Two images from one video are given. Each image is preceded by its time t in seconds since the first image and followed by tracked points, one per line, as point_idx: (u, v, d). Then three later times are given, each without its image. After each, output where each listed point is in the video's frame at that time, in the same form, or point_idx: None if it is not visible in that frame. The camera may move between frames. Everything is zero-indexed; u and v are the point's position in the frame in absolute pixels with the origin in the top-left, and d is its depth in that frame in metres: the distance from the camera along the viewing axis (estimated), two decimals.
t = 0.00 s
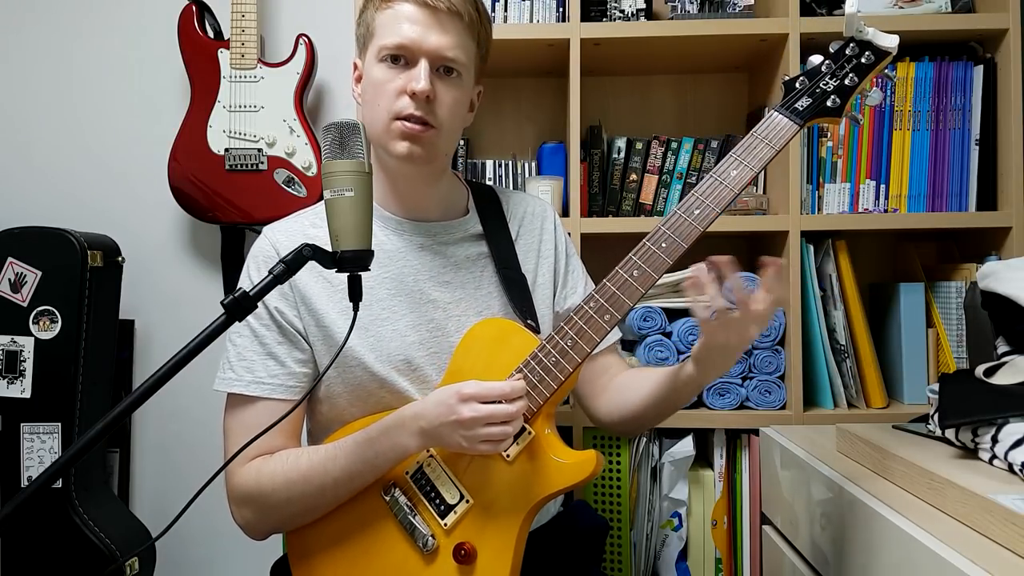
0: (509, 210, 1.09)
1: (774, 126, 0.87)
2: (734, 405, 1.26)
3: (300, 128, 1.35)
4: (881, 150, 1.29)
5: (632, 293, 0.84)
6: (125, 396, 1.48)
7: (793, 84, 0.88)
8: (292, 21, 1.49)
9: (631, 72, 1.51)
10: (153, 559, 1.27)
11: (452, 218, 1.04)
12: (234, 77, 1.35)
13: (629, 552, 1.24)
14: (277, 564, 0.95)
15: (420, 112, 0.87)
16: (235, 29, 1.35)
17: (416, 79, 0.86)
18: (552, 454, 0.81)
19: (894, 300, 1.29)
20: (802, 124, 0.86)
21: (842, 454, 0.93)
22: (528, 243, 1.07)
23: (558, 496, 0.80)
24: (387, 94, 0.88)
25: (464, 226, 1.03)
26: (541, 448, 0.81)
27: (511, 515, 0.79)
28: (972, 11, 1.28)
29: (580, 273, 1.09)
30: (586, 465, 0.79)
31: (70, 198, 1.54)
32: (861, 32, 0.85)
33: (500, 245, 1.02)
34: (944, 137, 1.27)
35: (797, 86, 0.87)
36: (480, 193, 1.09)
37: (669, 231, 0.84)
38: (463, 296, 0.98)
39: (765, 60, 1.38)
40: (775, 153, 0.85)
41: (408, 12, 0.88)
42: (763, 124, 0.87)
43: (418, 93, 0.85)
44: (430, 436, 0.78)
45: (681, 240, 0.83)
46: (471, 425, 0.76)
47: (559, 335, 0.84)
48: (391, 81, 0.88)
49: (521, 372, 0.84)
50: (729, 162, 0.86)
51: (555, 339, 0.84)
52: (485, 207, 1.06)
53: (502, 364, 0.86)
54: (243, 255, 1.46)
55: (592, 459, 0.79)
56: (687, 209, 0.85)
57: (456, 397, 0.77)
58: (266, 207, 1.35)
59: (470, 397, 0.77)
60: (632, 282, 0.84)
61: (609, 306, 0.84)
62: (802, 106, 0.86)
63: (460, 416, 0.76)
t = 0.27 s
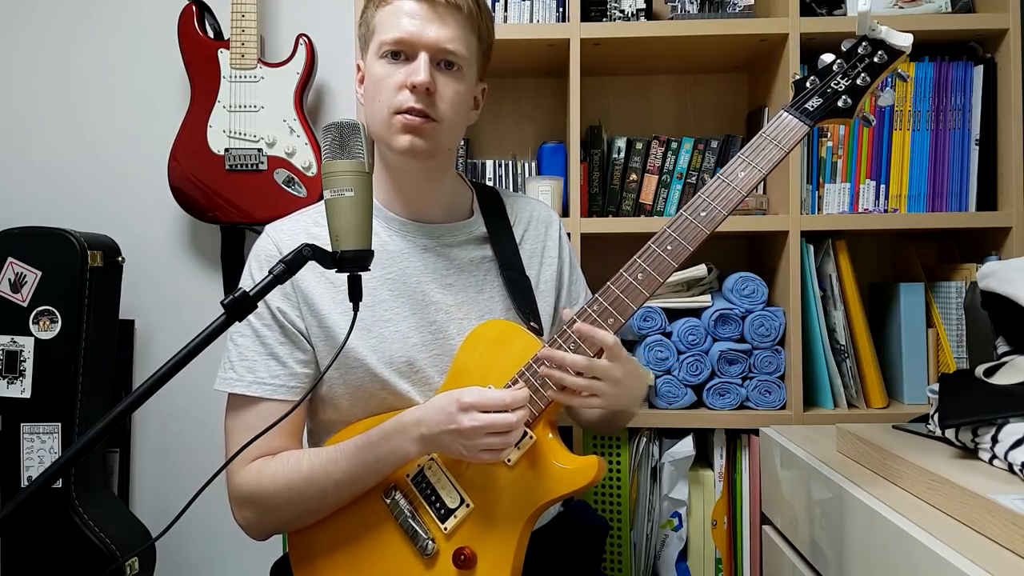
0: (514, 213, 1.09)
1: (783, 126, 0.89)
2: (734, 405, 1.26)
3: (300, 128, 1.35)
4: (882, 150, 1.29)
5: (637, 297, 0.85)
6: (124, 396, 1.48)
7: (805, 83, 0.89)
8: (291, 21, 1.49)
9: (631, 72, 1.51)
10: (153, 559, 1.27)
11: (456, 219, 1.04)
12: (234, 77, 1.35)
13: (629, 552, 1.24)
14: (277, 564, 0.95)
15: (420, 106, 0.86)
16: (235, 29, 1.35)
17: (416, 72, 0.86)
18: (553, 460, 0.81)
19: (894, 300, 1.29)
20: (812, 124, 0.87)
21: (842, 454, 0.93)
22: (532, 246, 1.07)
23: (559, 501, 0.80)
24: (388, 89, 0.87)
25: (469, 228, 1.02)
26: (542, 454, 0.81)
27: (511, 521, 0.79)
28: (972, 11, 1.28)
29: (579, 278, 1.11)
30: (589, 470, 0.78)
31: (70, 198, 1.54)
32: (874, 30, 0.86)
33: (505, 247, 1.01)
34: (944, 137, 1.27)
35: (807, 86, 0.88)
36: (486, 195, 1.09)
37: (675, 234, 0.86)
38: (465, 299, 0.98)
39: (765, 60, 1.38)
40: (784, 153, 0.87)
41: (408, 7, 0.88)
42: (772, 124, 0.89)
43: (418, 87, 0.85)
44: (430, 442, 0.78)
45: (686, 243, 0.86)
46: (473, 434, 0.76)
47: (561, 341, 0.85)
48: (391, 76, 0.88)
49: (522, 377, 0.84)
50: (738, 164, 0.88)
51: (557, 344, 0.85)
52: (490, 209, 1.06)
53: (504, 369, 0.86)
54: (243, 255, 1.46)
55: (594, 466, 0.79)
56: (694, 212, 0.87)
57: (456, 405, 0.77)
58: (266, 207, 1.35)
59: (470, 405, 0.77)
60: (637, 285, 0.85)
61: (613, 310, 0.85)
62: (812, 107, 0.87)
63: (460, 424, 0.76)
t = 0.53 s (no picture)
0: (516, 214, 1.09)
1: (783, 126, 0.89)
2: (734, 404, 1.26)
3: (300, 128, 1.35)
4: (882, 150, 1.29)
5: (637, 296, 0.86)
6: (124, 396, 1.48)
7: (804, 82, 0.88)
8: (292, 21, 1.49)
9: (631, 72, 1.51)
10: (153, 559, 1.27)
11: (460, 220, 1.04)
12: (234, 77, 1.35)
13: (629, 552, 1.24)
14: (277, 564, 0.95)
15: (427, 111, 0.87)
16: (235, 29, 1.35)
17: (423, 77, 0.86)
18: (553, 460, 0.81)
19: (894, 300, 1.29)
20: (811, 125, 0.87)
21: (842, 454, 0.93)
22: (534, 247, 1.07)
23: (560, 500, 0.80)
24: (394, 93, 0.88)
25: (472, 229, 1.02)
26: (542, 454, 0.81)
27: (511, 520, 0.79)
28: (972, 11, 1.28)
29: (576, 279, 1.12)
30: (588, 470, 0.78)
31: (70, 198, 1.54)
32: (873, 30, 0.86)
33: (507, 249, 1.01)
34: (944, 137, 1.27)
35: (807, 86, 0.88)
36: (489, 195, 1.09)
37: (675, 234, 0.86)
38: (468, 300, 0.98)
39: (765, 61, 1.38)
40: (783, 153, 0.87)
41: (415, 10, 0.88)
42: (772, 124, 0.89)
43: (424, 91, 0.85)
44: (429, 443, 0.78)
45: (686, 243, 0.86)
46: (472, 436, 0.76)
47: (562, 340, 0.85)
48: (397, 80, 0.88)
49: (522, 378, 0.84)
50: (738, 163, 0.88)
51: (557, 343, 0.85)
52: (492, 209, 1.06)
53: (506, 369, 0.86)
54: (243, 255, 1.46)
55: (594, 465, 0.79)
56: (693, 211, 0.87)
57: (456, 407, 0.77)
58: (266, 207, 1.35)
59: (470, 406, 0.77)
60: (637, 285, 0.86)
61: (613, 309, 0.86)
62: (811, 107, 0.87)
63: (460, 426, 0.76)
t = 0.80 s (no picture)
0: (513, 213, 1.09)
1: (773, 118, 0.88)
2: (734, 404, 1.26)
3: (300, 128, 1.35)
4: (882, 150, 1.29)
5: (628, 291, 0.85)
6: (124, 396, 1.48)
7: (794, 74, 0.89)
8: (292, 21, 1.49)
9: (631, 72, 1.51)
10: (153, 559, 1.27)
11: (458, 221, 1.04)
12: (234, 77, 1.35)
13: (629, 552, 1.24)
14: (277, 564, 0.95)
15: (456, 119, 0.87)
16: (235, 29, 1.35)
17: (451, 86, 0.87)
18: (546, 454, 0.80)
19: (894, 300, 1.29)
20: (802, 116, 0.87)
21: (842, 454, 0.93)
22: (531, 248, 1.07)
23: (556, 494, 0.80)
24: (420, 101, 0.87)
25: (469, 229, 1.02)
26: (536, 449, 0.81)
27: (506, 516, 0.79)
28: (971, 11, 1.28)
29: (575, 274, 1.10)
30: (582, 464, 0.78)
31: (70, 198, 1.54)
32: (863, 20, 0.86)
33: (504, 249, 1.01)
34: (944, 137, 1.27)
35: (797, 77, 0.89)
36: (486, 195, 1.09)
37: (666, 228, 0.86)
38: (465, 300, 0.98)
39: (765, 61, 1.38)
40: (773, 145, 0.87)
41: (434, 17, 0.87)
42: (762, 117, 0.89)
43: (456, 102, 0.86)
44: (422, 449, 0.78)
45: (678, 237, 0.85)
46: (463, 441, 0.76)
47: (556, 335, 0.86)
48: (422, 89, 0.87)
49: (516, 376, 0.84)
50: (728, 157, 0.88)
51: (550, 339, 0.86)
52: (490, 209, 1.06)
53: (499, 369, 0.86)
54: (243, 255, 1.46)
55: (587, 460, 0.79)
56: (685, 205, 0.87)
57: (450, 412, 0.77)
58: (266, 207, 1.35)
59: (464, 412, 0.76)
60: (628, 280, 0.86)
61: (604, 303, 0.85)
62: (801, 98, 0.87)
63: (452, 431, 0.76)
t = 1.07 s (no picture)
0: (509, 212, 1.09)
1: (767, 112, 0.87)
2: (734, 404, 1.26)
3: (300, 128, 1.35)
4: (882, 150, 1.29)
5: (622, 287, 0.85)
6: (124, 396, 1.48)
7: (785, 67, 0.88)
8: (292, 21, 1.49)
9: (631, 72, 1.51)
10: (153, 560, 1.27)
11: (455, 219, 1.04)
12: (234, 77, 1.35)
13: (629, 552, 1.24)
14: (277, 564, 0.95)
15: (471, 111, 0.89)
16: (235, 29, 1.35)
17: (460, 80, 0.88)
18: (541, 449, 0.80)
19: (894, 300, 1.29)
20: (794, 110, 0.85)
21: (842, 454, 0.93)
22: (528, 247, 1.06)
23: (555, 491, 0.79)
24: (434, 102, 0.87)
25: (465, 227, 1.02)
26: (531, 444, 0.80)
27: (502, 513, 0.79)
28: (972, 11, 1.28)
29: (572, 275, 1.11)
30: (579, 461, 0.76)
31: (70, 198, 1.54)
32: (855, 13, 0.84)
33: (500, 248, 1.01)
34: (944, 137, 1.27)
35: (789, 71, 0.87)
36: (481, 193, 1.08)
37: (660, 224, 0.85)
38: (462, 300, 0.98)
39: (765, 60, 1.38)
40: (767, 139, 0.85)
41: (427, 16, 0.89)
42: (754, 110, 0.87)
43: (472, 91, 0.87)
44: (425, 438, 0.78)
45: (671, 232, 0.85)
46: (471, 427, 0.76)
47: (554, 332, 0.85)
48: (433, 87, 0.87)
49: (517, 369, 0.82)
50: (720, 151, 0.86)
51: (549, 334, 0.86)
52: (485, 207, 1.06)
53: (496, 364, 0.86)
54: (243, 255, 1.46)
55: (583, 457, 0.77)
56: (678, 200, 0.86)
57: (458, 397, 0.78)
58: (266, 207, 1.35)
59: (472, 396, 0.77)
60: (622, 275, 0.85)
61: (598, 299, 0.85)
62: (793, 92, 0.86)
63: (460, 414, 0.76)
